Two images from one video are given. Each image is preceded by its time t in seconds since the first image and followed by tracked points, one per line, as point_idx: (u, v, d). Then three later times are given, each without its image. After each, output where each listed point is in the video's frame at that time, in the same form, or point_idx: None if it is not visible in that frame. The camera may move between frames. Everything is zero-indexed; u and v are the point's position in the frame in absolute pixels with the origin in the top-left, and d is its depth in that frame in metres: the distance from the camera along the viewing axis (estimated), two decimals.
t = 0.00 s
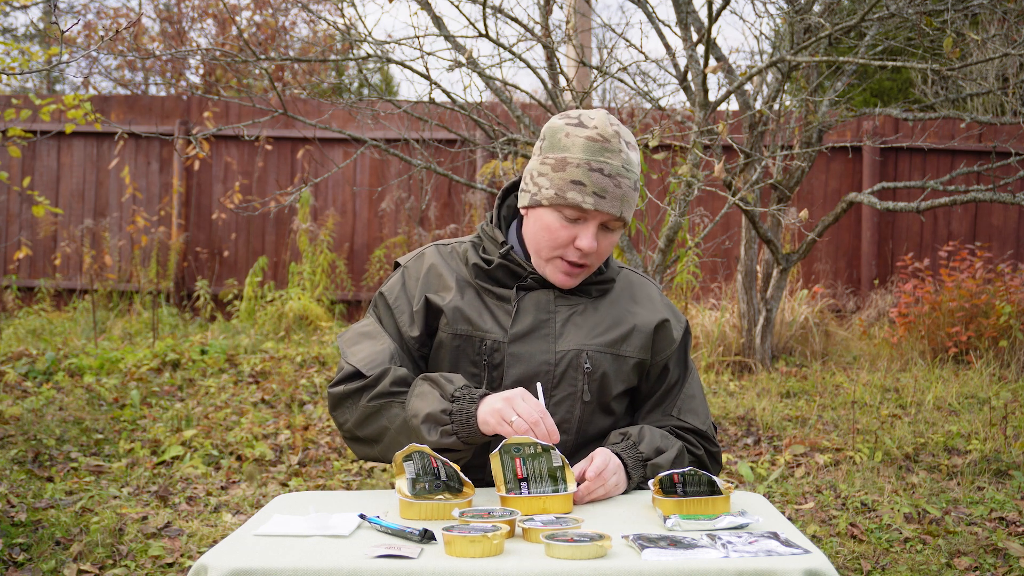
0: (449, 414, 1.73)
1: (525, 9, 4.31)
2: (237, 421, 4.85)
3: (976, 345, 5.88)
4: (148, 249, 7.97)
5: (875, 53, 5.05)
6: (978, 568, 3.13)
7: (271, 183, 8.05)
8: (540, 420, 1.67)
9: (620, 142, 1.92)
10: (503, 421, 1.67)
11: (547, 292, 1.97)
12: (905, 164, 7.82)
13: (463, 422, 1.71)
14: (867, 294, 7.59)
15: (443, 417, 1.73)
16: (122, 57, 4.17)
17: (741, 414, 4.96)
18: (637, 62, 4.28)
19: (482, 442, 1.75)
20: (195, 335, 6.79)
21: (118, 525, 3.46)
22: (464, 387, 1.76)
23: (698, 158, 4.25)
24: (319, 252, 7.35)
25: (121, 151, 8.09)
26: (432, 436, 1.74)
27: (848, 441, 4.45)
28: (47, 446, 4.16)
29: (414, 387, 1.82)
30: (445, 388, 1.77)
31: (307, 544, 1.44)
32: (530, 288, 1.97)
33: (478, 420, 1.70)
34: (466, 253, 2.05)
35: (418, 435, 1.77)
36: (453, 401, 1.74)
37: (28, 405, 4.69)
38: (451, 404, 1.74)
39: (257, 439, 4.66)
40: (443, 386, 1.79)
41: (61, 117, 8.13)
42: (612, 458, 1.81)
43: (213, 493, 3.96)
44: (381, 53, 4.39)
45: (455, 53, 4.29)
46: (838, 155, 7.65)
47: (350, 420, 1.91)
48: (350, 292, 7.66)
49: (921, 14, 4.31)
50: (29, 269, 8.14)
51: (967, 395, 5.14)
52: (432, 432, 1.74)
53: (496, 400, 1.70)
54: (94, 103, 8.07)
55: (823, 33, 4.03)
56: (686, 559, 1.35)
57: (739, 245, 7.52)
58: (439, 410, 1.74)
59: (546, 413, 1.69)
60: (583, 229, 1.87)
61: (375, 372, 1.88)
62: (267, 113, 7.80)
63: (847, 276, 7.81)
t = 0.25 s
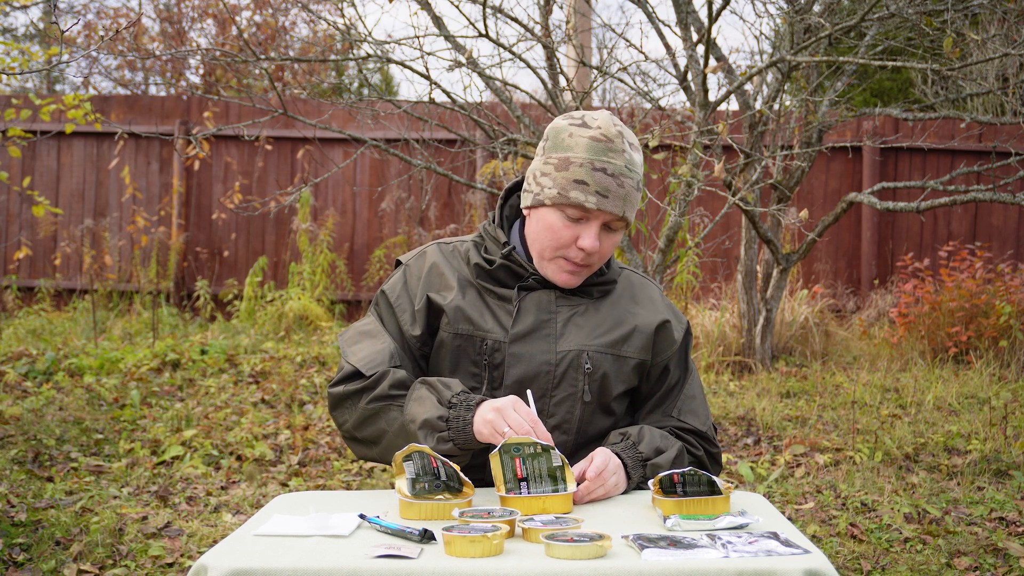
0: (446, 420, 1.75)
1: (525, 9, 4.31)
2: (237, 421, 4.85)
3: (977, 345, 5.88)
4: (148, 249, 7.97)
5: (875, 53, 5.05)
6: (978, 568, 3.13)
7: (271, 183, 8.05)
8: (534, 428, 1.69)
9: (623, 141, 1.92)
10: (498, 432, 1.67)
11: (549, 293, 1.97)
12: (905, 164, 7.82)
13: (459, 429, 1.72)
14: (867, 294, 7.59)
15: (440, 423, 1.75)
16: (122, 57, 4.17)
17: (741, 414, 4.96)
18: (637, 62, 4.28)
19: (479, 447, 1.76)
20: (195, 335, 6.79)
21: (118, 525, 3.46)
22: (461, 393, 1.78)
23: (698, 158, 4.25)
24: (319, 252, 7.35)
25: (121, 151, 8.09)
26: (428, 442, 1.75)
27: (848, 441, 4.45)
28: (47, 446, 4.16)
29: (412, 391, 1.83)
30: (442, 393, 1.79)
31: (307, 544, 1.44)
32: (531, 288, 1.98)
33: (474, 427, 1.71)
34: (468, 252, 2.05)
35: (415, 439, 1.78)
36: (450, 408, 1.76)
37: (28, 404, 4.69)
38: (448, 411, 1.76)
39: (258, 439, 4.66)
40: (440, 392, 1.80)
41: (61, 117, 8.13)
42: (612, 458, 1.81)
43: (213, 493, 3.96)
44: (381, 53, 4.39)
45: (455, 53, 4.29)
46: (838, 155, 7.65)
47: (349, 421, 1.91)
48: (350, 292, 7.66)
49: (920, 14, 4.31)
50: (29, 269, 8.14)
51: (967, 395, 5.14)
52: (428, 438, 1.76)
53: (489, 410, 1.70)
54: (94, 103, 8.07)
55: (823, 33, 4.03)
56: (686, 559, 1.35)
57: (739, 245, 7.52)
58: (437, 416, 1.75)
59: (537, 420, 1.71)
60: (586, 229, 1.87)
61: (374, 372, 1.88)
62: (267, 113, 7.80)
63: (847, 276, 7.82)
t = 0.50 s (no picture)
0: (440, 414, 1.73)
1: (525, 9, 4.31)
2: (237, 422, 4.85)
3: (976, 345, 5.88)
4: (148, 249, 7.97)
5: (875, 53, 5.05)
6: (978, 568, 3.13)
7: (271, 183, 8.05)
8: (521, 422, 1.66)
9: (613, 137, 1.93)
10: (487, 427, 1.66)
11: (547, 292, 1.97)
12: (905, 164, 7.82)
13: (453, 422, 1.71)
14: (867, 294, 7.59)
15: (434, 418, 1.73)
16: (122, 57, 4.17)
17: (741, 414, 4.96)
18: (637, 62, 4.28)
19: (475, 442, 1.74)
20: (195, 335, 6.79)
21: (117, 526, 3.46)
22: (455, 387, 1.76)
23: (698, 158, 4.24)
24: (319, 252, 7.35)
25: (121, 151, 8.09)
26: (424, 438, 1.74)
27: (848, 441, 4.45)
28: (47, 446, 4.16)
29: (408, 388, 1.83)
30: (436, 388, 1.77)
31: (307, 544, 1.44)
32: (529, 288, 1.98)
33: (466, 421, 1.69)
34: (466, 253, 2.05)
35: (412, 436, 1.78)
36: (444, 401, 1.74)
37: (28, 404, 4.69)
38: (442, 405, 1.74)
39: (257, 439, 4.65)
40: (433, 387, 1.78)
41: (61, 117, 8.13)
42: (612, 457, 1.81)
43: (213, 493, 3.96)
44: (381, 53, 4.39)
45: (455, 53, 4.29)
46: (838, 155, 7.65)
47: (348, 423, 1.92)
48: (350, 292, 7.67)
49: (920, 14, 4.31)
50: (29, 269, 8.14)
51: (967, 395, 5.14)
52: (424, 433, 1.74)
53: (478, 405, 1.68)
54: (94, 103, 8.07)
55: (823, 33, 4.03)
56: (686, 559, 1.35)
57: (739, 245, 7.52)
58: (431, 411, 1.74)
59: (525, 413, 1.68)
60: (579, 225, 1.87)
61: (370, 375, 1.88)
62: (267, 113, 7.80)
63: (847, 276, 7.82)
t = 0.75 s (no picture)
0: (423, 423, 1.74)
1: (525, 9, 4.31)
2: (237, 421, 4.85)
3: (976, 345, 5.88)
4: (148, 249, 7.97)
5: (875, 53, 5.05)
6: (978, 568, 3.13)
7: (271, 183, 8.05)
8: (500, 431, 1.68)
9: (607, 137, 1.93)
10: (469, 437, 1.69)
11: (545, 294, 1.97)
12: (905, 164, 7.82)
13: (435, 431, 1.72)
14: (867, 294, 7.59)
15: (417, 427, 1.74)
16: (122, 57, 4.17)
17: (741, 414, 4.96)
18: (637, 62, 4.29)
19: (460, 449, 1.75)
20: (195, 335, 6.79)
21: (117, 526, 3.46)
22: (438, 395, 1.77)
23: (698, 158, 4.24)
24: (319, 252, 7.35)
25: (121, 151, 8.09)
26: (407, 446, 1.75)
27: (848, 441, 4.45)
28: (47, 446, 4.15)
29: (394, 397, 1.83)
30: (420, 397, 1.78)
31: (307, 544, 1.44)
32: (527, 290, 1.97)
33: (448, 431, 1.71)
34: (464, 256, 2.05)
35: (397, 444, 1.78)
36: (427, 411, 1.75)
37: (28, 405, 4.69)
38: (425, 414, 1.75)
39: (257, 438, 4.65)
40: (419, 396, 1.79)
41: (61, 117, 8.13)
42: (612, 458, 1.81)
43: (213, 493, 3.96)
44: (381, 53, 4.39)
45: (455, 53, 4.28)
46: (838, 155, 7.65)
47: (342, 429, 1.93)
48: (350, 292, 7.67)
49: (921, 14, 4.31)
50: (29, 269, 8.14)
51: (967, 395, 5.14)
52: (407, 442, 1.75)
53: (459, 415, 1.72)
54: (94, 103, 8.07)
55: (823, 33, 4.02)
56: (686, 559, 1.35)
57: (739, 245, 7.53)
58: (414, 420, 1.74)
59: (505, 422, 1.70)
60: (573, 228, 1.88)
61: (362, 381, 1.89)
62: (267, 113, 7.80)
63: (847, 276, 7.82)
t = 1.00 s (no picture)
0: (444, 413, 1.74)
1: (525, 9, 4.31)
2: (237, 421, 4.85)
3: (977, 345, 5.88)
4: (148, 249, 7.97)
5: (875, 53, 5.05)
6: (978, 568, 3.13)
7: (271, 183, 8.05)
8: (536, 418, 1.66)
9: (606, 139, 1.91)
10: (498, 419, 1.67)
11: (545, 296, 1.97)
12: (905, 164, 7.82)
13: (457, 420, 1.72)
14: (867, 294, 7.59)
15: (438, 416, 1.75)
16: (122, 57, 4.17)
17: (741, 414, 4.96)
18: (637, 62, 4.29)
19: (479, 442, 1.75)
20: (195, 335, 6.79)
21: (117, 525, 3.46)
22: (458, 385, 1.77)
23: (698, 158, 4.24)
24: (319, 252, 7.35)
25: (121, 151, 8.09)
26: (427, 436, 1.75)
27: (848, 441, 4.45)
28: (47, 446, 4.15)
29: (408, 388, 1.83)
30: (439, 388, 1.78)
31: (308, 544, 1.44)
32: (527, 292, 1.97)
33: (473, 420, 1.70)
34: (464, 257, 2.05)
35: (413, 435, 1.78)
36: (447, 400, 1.75)
37: (28, 405, 4.69)
38: (445, 404, 1.76)
39: (258, 438, 4.65)
40: (436, 387, 1.79)
41: (61, 117, 8.13)
42: (612, 457, 1.81)
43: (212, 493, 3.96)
44: (381, 53, 4.39)
45: (455, 53, 4.28)
46: (838, 155, 7.65)
47: (346, 425, 1.92)
48: (350, 292, 7.67)
49: (921, 14, 4.31)
50: (29, 269, 8.14)
51: (967, 395, 5.14)
52: (428, 431, 1.75)
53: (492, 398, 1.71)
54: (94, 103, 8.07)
55: (823, 33, 4.02)
56: (686, 559, 1.35)
57: (739, 245, 7.53)
58: (435, 409, 1.75)
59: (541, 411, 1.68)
60: (573, 232, 1.88)
61: (370, 376, 1.88)
62: (267, 113, 7.80)
63: (847, 276, 7.82)
